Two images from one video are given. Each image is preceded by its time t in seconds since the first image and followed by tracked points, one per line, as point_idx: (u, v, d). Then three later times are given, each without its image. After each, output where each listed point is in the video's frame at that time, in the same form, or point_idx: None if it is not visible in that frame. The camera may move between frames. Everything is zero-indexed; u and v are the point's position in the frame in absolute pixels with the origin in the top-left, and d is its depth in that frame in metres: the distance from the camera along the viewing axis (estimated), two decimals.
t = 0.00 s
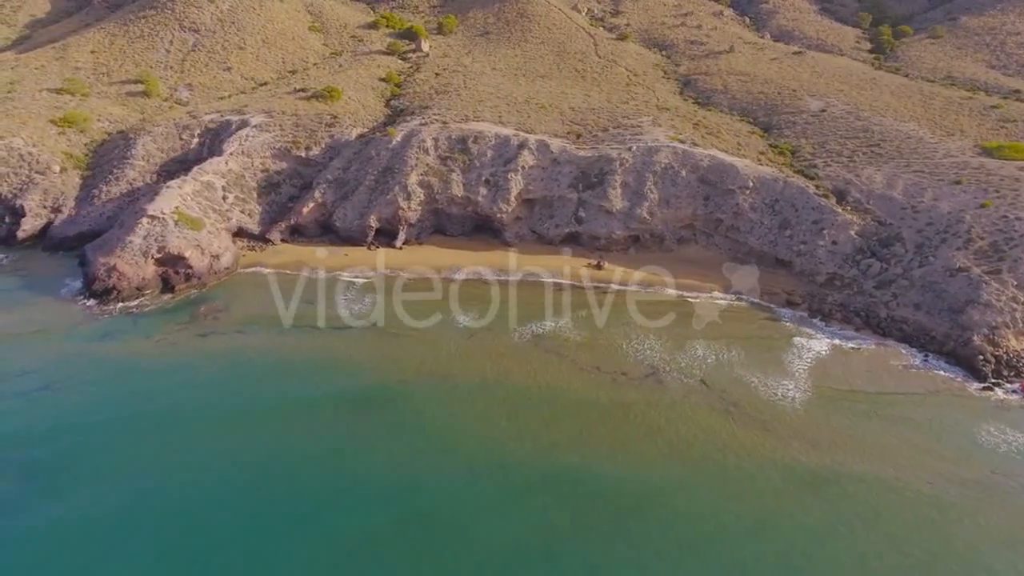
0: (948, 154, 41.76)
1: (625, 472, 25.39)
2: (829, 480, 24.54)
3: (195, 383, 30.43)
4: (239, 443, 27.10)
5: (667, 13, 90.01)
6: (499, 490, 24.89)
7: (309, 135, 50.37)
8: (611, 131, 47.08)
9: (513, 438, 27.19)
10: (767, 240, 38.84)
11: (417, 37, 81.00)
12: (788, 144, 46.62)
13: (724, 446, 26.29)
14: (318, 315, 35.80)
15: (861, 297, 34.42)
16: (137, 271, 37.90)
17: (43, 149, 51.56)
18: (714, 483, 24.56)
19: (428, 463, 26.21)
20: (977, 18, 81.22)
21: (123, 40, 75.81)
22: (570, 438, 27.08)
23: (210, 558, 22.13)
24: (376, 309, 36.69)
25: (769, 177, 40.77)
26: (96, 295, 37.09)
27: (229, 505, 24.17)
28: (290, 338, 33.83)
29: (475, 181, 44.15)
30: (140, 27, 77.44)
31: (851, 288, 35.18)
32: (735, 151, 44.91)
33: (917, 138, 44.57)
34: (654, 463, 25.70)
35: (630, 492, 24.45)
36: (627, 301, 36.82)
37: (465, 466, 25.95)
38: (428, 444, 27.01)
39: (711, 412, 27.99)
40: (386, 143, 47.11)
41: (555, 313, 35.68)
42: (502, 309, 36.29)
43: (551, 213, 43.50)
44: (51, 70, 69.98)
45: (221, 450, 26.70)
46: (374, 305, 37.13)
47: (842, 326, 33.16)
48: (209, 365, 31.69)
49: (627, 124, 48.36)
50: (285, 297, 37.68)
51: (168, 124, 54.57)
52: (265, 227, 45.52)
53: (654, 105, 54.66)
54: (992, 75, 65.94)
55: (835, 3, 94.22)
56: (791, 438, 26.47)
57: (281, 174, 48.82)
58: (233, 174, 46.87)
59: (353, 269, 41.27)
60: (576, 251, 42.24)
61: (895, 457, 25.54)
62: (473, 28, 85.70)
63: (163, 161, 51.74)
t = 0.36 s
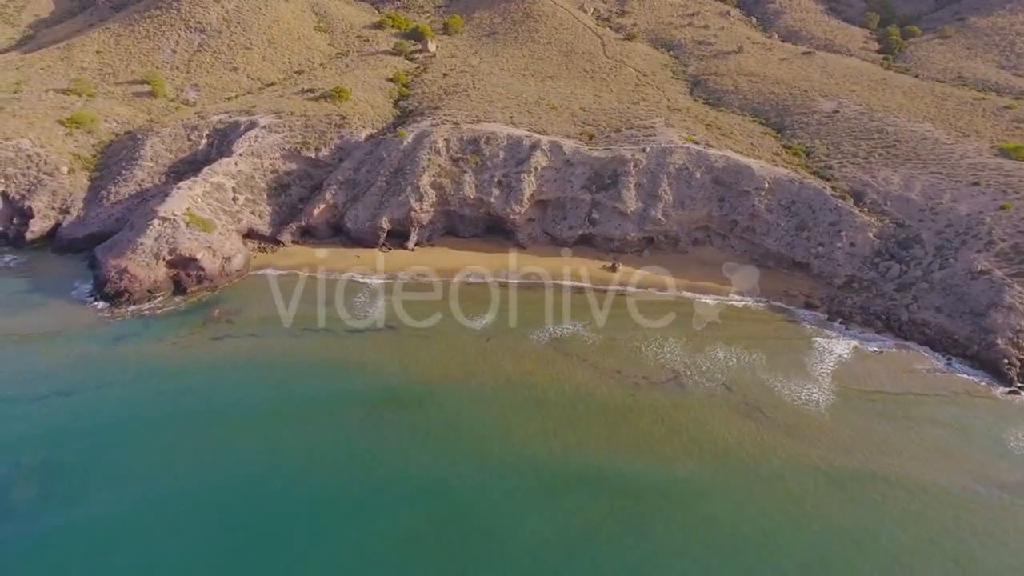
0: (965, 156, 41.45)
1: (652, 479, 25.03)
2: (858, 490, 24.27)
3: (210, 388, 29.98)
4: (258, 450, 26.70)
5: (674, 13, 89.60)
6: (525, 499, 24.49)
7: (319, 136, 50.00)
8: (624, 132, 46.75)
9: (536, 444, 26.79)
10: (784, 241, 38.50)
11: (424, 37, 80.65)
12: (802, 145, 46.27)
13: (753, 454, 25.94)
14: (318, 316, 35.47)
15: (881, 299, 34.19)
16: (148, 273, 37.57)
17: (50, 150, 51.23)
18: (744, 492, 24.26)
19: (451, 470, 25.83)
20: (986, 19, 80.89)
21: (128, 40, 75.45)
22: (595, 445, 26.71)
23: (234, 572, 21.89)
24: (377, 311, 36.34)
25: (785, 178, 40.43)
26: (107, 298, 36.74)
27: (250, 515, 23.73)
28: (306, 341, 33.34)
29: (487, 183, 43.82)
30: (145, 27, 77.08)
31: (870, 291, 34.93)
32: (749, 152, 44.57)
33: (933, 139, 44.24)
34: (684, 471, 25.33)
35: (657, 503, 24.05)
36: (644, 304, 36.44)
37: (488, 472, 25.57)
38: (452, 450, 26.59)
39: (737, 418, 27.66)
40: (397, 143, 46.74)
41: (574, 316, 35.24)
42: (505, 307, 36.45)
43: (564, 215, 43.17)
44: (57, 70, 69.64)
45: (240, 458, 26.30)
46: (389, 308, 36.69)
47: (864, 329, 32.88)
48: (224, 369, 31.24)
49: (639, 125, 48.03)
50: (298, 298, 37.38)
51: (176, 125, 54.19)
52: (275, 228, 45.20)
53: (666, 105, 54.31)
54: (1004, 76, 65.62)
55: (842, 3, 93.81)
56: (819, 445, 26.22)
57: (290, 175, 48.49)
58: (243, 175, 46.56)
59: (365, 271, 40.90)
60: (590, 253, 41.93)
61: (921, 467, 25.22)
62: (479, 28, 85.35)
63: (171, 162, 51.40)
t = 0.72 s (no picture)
0: (982, 157, 41.17)
1: (677, 489, 24.73)
2: (883, 494, 24.30)
3: (227, 391, 29.62)
4: (275, 457, 26.39)
5: (681, 13, 89.21)
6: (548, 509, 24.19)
7: (328, 136, 49.63)
8: (636, 132, 46.42)
9: (559, 450, 26.48)
10: (801, 243, 38.18)
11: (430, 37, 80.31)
12: (816, 146, 45.93)
13: (779, 462, 25.67)
14: (318, 317, 35.21)
15: (901, 302, 34.02)
16: (159, 275, 37.26)
17: (58, 151, 50.87)
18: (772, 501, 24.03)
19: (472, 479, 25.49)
20: (995, 19, 80.57)
21: (134, 40, 75.09)
22: (619, 452, 26.40)
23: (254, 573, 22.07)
24: (377, 311, 36.03)
25: (800, 179, 40.11)
26: (119, 300, 36.41)
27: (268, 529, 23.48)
28: (323, 344, 32.96)
29: (499, 184, 43.50)
30: (150, 27, 76.74)
31: (890, 293, 34.70)
32: (764, 153, 44.23)
33: (949, 140, 43.94)
34: (711, 480, 25.06)
35: (684, 512, 23.80)
36: (661, 305, 36.08)
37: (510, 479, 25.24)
38: (475, 457, 26.27)
39: (762, 424, 27.40)
40: (408, 143, 46.37)
41: (591, 318, 34.86)
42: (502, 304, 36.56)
43: (577, 216, 42.83)
44: (63, 70, 69.31)
45: (258, 464, 26.01)
46: (404, 309, 36.32)
47: (885, 332, 32.62)
48: (239, 372, 30.86)
49: (651, 126, 47.70)
50: (311, 300, 37.10)
51: (184, 125, 53.83)
52: (286, 229, 44.87)
53: (677, 106, 53.97)
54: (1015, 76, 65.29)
55: (850, 3, 93.40)
56: (845, 453, 25.98)
57: (300, 176, 48.16)
58: (253, 176, 46.27)
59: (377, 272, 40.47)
60: (604, 255, 41.59)
61: (948, 476, 25.01)
62: (485, 28, 85.00)
63: (180, 162, 51.08)
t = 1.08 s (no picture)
0: (999, 158, 40.88)
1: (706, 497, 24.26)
2: (911, 494, 24.21)
3: (243, 395, 29.21)
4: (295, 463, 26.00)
5: (687, 13, 88.85)
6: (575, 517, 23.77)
7: (338, 136, 49.28)
8: (649, 133, 46.11)
9: (584, 455, 26.08)
10: (818, 245, 37.92)
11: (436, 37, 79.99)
12: (831, 147, 45.61)
13: (808, 469, 25.25)
14: (318, 317, 34.99)
15: (922, 305, 33.86)
16: (171, 277, 36.91)
17: (65, 152, 50.51)
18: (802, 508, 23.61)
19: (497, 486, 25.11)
20: (1003, 19, 80.28)
21: (139, 40, 74.71)
22: (645, 457, 25.97)
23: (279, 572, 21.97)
24: (375, 310, 35.93)
25: (817, 180, 39.80)
26: (131, 303, 36.07)
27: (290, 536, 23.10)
28: (340, 347, 32.56)
29: (512, 185, 43.19)
30: (156, 27, 76.38)
31: (909, 296, 34.51)
32: (778, 153, 43.93)
33: (964, 141, 43.67)
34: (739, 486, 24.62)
35: (711, 512, 23.65)
36: (679, 308, 35.74)
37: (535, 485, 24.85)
38: (499, 462, 25.87)
39: (788, 429, 27.04)
40: (419, 144, 46.02)
41: (610, 322, 34.47)
42: (501, 309, 35.94)
43: (591, 217, 42.53)
44: (68, 70, 68.95)
45: (279, 463, 25.89)
46: (420, 312, 35.89)
47: (907, 335, 32.44)
48: (255, 375, 30.46)
49: (664, 126, 47.38)
50: (324, 301, 36.80)
51: (192, 125, 53.48)
52: (297, 231, 44.53)
53: (688, 106, 53.67)
54: None
55: (856, 3, 93.08)
56: (873, 457, 25.70)
57: (310, 177, 47.80)
58: (262, 176, 45.95)
59: (388, 273, 40.22)
60: (618, 257, 41.31)
61: (976, 480, 24.82)
62: (491, 28, 84.68)
63: (188, 163, 50.73)
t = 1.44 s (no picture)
0: (1016, 159, 40.56)
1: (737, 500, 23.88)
2: (941, 493, 24.02)
3: (260, 398, 28.84)
4: (315, 467, 25.68)
5: (694, 13, 88.52)
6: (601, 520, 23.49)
7: (348, 137, 48.94)
8: (662, 134, 45.78)
9: (608, 460, 25.68)
10: (835, 247, 37.65)
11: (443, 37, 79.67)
12: (845, 148, 45.29)
13: (835, 469, 25.05)
14: (317, 317, 34.99)
15: (942, 308, 33.68)
16: (183, 280, 36.55)
17: (73, 153, 50.16)
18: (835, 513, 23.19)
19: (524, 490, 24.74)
20: (1012, 19, 79.98)
21: (144, 40, 74.34)
22: (671, 461, 25.60)
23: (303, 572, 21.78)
24: (375, 311, 35.78)
25: (833, 182, 39.49)
26: (143, 305, 35.70)
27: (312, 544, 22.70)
28: (356, 351, 32.12)
29: (525, 187, 42.86)
30: (161, 27, 76.03)
31: (929, 298, 34.30)
32: (793, 154, 43.64)
33: (980, 141, 43.37)
34: (769, 490, 24.21)
35: (739, 512, 23.43)
36: (697, 312, 35.44)
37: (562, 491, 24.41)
38: (522, 467, 25.50)
39: (815, 434, 26.66)
40: (431, 145, 45.67)
41: (627, 326, 34.12)
42: (501, 311, 35.72)
43: (605, 219, 42.20)
44: (74, 70, 68.60)
45: (300, 464, 25.70)
46: (434, 314, 35.57)
47: (929, 338, 32.23)
48: (271, 379, 30.07)
49: (677, 127, 47.06)
50: (338, 304, 36.50)
51: (201, 126, 53.14)
52: (308, 232, 44.21)
53: (699, 106, 53.36)
54: None
55: (863, 3, 92.75)
56: (901, 458, 25.50)
57: (320, 178, 47.48)
58: (272, 177, 45.63)
59: (399, 276, 39.98)
60: (632, 259, 41.00)
61: (1007, 480, 24.63)
62: (498, 28, 84.33)
63: (197, 164, 50.39)
